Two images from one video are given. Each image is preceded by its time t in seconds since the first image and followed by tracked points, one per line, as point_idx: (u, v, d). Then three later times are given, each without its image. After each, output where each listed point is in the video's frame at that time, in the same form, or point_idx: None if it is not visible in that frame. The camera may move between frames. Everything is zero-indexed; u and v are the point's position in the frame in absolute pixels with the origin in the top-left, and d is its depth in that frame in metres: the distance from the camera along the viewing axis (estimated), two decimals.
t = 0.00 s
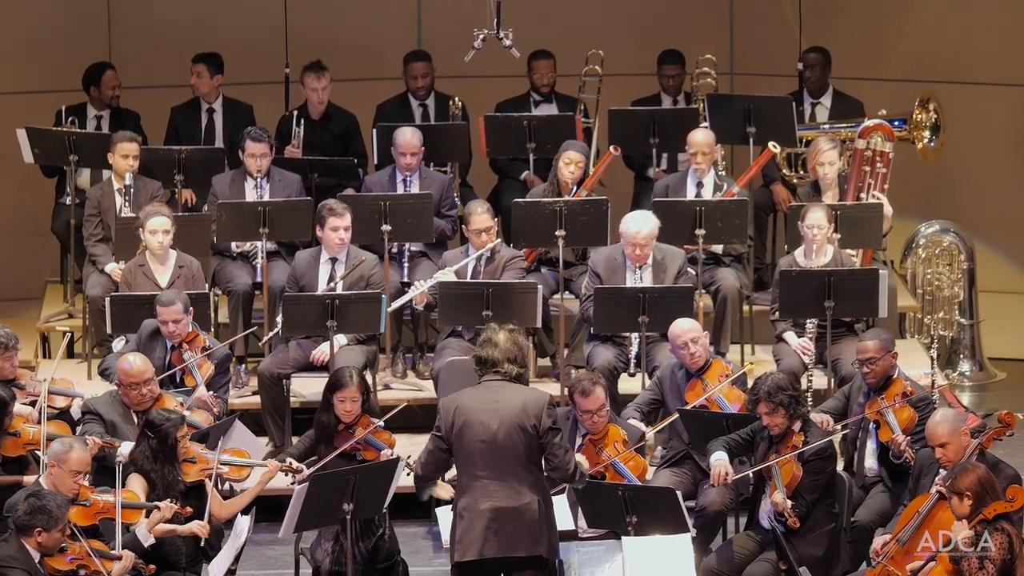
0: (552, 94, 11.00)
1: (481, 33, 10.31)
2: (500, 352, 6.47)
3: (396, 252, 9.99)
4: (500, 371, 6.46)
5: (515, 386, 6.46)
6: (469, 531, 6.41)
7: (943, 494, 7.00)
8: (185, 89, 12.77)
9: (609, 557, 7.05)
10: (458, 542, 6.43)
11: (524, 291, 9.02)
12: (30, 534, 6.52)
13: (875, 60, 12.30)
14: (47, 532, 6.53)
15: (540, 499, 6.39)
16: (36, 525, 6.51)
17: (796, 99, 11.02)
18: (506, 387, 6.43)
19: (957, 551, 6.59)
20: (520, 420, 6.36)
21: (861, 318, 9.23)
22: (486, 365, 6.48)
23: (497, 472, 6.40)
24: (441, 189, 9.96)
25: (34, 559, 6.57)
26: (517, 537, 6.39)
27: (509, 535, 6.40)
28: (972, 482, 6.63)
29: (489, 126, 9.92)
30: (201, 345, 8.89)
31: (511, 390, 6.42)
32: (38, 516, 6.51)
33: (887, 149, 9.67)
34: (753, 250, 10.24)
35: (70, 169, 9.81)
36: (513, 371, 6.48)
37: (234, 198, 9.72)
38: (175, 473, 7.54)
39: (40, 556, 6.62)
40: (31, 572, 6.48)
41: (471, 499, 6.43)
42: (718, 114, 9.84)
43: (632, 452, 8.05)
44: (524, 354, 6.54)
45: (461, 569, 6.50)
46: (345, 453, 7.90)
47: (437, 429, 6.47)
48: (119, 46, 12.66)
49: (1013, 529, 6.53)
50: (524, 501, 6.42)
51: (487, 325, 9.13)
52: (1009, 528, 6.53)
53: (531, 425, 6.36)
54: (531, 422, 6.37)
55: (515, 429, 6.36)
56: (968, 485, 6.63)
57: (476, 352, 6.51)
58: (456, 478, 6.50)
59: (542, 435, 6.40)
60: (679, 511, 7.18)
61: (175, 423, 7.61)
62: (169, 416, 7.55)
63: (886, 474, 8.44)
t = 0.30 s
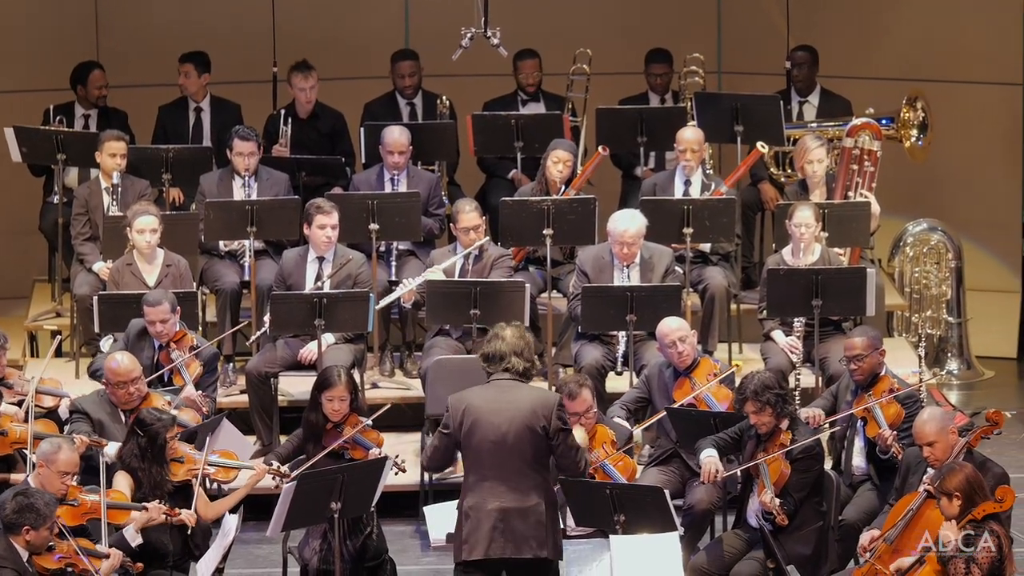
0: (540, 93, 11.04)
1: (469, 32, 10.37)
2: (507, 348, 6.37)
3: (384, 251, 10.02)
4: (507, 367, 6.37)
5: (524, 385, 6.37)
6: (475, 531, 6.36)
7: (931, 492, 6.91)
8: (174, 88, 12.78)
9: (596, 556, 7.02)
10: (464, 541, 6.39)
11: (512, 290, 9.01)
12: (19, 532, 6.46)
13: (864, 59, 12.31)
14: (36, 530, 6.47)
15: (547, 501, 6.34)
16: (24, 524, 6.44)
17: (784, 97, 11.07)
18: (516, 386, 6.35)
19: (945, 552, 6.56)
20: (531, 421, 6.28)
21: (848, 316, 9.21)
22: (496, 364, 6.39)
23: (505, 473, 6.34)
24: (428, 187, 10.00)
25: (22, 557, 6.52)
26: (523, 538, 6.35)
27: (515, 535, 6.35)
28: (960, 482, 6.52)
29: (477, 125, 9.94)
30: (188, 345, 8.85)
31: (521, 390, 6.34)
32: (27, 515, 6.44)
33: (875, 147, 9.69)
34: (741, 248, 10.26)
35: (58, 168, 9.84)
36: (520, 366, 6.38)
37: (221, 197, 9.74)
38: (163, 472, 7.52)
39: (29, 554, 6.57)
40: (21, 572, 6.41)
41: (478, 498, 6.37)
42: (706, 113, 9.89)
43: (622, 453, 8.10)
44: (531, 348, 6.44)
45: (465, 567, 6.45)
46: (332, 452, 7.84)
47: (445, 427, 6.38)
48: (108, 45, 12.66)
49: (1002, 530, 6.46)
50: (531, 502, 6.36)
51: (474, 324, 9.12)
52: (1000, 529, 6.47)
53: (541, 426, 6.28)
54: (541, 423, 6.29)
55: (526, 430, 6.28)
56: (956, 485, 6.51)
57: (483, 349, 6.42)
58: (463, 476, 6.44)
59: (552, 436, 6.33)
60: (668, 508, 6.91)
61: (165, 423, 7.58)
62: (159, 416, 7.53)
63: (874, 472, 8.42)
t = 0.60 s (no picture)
0: (527, 92, 11.08)
1: (456, 31, 10.44)
2: (506, 341, 6.44)
3: (371, 250, 10.03)
4: (507, 360, 6.41)
5: (524, 379, 6.39)
6: (469, 526, 6.32)
7: (918, 490, 6.92)
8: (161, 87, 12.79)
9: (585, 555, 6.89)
10: (457, 535, 6.34)
11: (499, 288, 9.01)
12: None
13: (851, 57, 12.33)
14: (16, 527, 6.46)
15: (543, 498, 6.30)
16: (4, 522, 6.43)
17: (771, 96, 11.10)
18: (516, 381, 6.36)
19: (931, 548, 6.47)
20: (531, 416, 6.28)
21: (836, 315, 9.20)
22: (495, 357, 6.44)
23: (501, 469, 6.30)
24: (416, 186, 10.02)
25: (6, 555, 6.52)
26: (518, 535, 6.29)
27: (510, 532, 6.29)
28: (950, 479, 6.49)
29: (464, 123, 9.96)
30: (176, 344, 8.83)
31: (521, 385, 6.35)
32: (6, 513, 6.42)
33: (861, 145, 9.71)
34: (728, 247, 10.28)
35: (46, 166, 9.86)
36: (520, 359, 6.43)
37: (208, 196, 9.76)
38: (149, 470, 7.47)
39: (12, 553, 6.56)
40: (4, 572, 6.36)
41: (473, 493, 6.33)
42: (693, 112, 9.92)
43: (608, 450, 8.13)
44: (530, 344, 6.50)
45: (458, 563, 6.39)
46: (319, 451, 7.82)
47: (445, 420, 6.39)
48: (95, 44, 12.67)
49: (987, 528, 6.42)
50: (526, 500, 6.31)
51: (462, 323, 9.12)
52: (985, 529, 6.42)
53: (542, 422, 6.28)
54: (542, 420, 6.29)
55: (525, 425, 6.27)
56: (947, 481, 6.49)
57: (482, 346, 6.49)
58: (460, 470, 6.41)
59: (549, 431, 6.34)
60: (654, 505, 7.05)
61: (151, 420, 7.52)
62: (145, 413, 7.48)
63: (861, 471, 8.38)
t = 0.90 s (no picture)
0: (514, 91, 11.11)
1: (442, 30, 10.51)
2: (500, 343, 6.43)
3: (358, 248, 10.05)
4: (500, 361, 6.40)
5: (517, 381, 6.38)
6: (460, 525, 6.31)
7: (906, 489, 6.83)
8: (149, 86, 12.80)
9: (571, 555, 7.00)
10: (447, 534, 6.33)
11: (486, 287, 9.01)
12: None
13: (838, 55, 12.33)
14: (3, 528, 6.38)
15: (533, 499, 6.31)
16: None
17: (758, 95, 11.15)
18: (509, 382, 6.35)
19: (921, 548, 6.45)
20: (524, 417, 6.27)
21: (822, 313, 9.19)
22: (488, 359, 6.43)
23: (493, 469, 6.31)
24: (402, 185, 10.03)
25: None
26: (509, 535, 6.29)
27: (500, 532, 6.30)
28: (935, 477, 6.48)
29: (450, 122, 9.98)
30: (162, 341, 8.83)
31: (514, 386, 6.34)
32: None
33: (848, 144, 9.75)
34: (714, 246, 10.31)
35: (32, 165, 9.92)
36: (513, 361, 6.42)
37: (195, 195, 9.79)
38: (136, 473, 7.39)
39: None
40: None
41: (464, 493, 6.32)
42: (680, 111, 9.96)
43: (594, 449, 8.14)
44: (523, 347, 6.50)
45: (447, 561, 6.38)
46: (307, 450, 7.78)
47: (437, 419, 6.38)
48: (83, 44, 12.69)
49: (977, 526, 6.43)
50: (518, 500, 6.32)
51: (448, 322, 9.11)
52: (973, 526, 6.43)
53: (535, 424, 6.28)
54: (535, 420, 6.29)
55: (518, 426, 6.27)
56: (931, 480, 6.47)
57: (475, 347, 6.47)
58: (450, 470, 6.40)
59: (542, 434, 6.33)
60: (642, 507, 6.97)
61: (140, 423, 7.43)
62: (133, 416, 7.38)
63: (847, 470, 8.33)
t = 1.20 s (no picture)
0: (500, 89, 11.15)
1: (428, 29, 10.53)
2: (488, 341, 6.43)
3: (344, 247, 10.05)
4: (488, 359, 6.40)
5: (505, 378, 6.39)
6: (447, 523, 6.29)
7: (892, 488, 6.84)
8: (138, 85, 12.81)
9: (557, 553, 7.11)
10: (435, 532, 6.31)
11: (473, 285, 9.00)
12: None
13: (825, 53, 12.34)
14: None
15: (521, 497, 6.30)
16: None
17: (744, 94, 11.19)
18: (497, 380, 6.36)
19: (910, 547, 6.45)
20: (512, 415, 6.28)
21: (810, 312, 9.17)
22: (476, 357, 6.43)
23: (481, 467, 6.30)
24: (389, 184, 10.03)
25: None
26: (497, 533, 6.28)
27: (488, 530, 6.28)
28: (924, 476, 6.46)
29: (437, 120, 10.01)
30: (147, 338, 8.80)
31: (503, 384, 6.35)
32: None
33: (834, 142, 9.79)
34: (701, 244, 10.33)
35: (19, 164, 9.96)
36: (501, 359, 6.42)
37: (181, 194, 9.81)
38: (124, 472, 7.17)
39: None
40: None
41: (452, 491, 6.31)
42: (667, 110, 9.98)
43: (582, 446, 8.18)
44: (511, 345, 6.50)
45: (435, 560, 6.36)
46: (293, 449, 7.73)
47: (425, 417, 6.38)
48: (70, 43, 12.71)
49: (967, 525, 6.39)
50: (506, 498, 6.32)
51: (435, 320, 9.10)
52: (962, 525, 6.40)
53: (523, 422, 6.29)
54: (524, 417, 6.30)
55: (507, 424, 6.28)
56: (920, 478, 6.45)
57: (463, 346, 6.47)
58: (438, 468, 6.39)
59: (530, 432, 6.34)
60: (629, 504, 6.88)
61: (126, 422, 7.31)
62: (120, 415, 7.26)
63: (834, 469, 8.28)
